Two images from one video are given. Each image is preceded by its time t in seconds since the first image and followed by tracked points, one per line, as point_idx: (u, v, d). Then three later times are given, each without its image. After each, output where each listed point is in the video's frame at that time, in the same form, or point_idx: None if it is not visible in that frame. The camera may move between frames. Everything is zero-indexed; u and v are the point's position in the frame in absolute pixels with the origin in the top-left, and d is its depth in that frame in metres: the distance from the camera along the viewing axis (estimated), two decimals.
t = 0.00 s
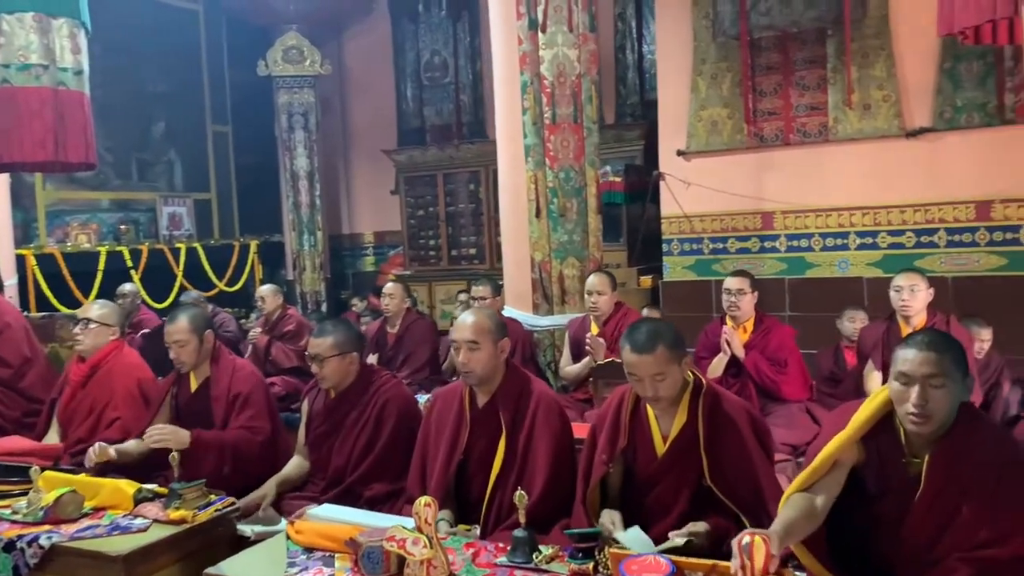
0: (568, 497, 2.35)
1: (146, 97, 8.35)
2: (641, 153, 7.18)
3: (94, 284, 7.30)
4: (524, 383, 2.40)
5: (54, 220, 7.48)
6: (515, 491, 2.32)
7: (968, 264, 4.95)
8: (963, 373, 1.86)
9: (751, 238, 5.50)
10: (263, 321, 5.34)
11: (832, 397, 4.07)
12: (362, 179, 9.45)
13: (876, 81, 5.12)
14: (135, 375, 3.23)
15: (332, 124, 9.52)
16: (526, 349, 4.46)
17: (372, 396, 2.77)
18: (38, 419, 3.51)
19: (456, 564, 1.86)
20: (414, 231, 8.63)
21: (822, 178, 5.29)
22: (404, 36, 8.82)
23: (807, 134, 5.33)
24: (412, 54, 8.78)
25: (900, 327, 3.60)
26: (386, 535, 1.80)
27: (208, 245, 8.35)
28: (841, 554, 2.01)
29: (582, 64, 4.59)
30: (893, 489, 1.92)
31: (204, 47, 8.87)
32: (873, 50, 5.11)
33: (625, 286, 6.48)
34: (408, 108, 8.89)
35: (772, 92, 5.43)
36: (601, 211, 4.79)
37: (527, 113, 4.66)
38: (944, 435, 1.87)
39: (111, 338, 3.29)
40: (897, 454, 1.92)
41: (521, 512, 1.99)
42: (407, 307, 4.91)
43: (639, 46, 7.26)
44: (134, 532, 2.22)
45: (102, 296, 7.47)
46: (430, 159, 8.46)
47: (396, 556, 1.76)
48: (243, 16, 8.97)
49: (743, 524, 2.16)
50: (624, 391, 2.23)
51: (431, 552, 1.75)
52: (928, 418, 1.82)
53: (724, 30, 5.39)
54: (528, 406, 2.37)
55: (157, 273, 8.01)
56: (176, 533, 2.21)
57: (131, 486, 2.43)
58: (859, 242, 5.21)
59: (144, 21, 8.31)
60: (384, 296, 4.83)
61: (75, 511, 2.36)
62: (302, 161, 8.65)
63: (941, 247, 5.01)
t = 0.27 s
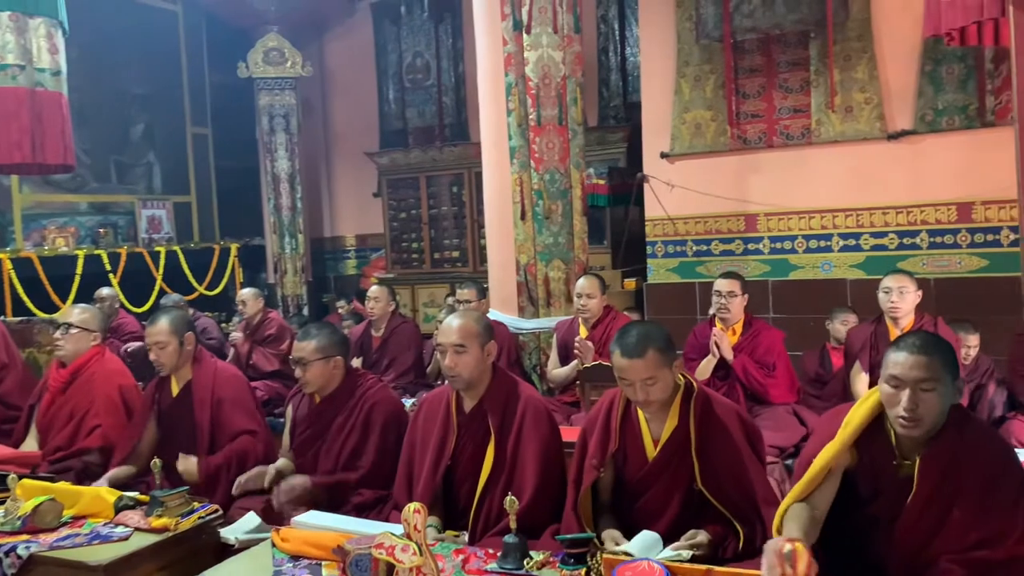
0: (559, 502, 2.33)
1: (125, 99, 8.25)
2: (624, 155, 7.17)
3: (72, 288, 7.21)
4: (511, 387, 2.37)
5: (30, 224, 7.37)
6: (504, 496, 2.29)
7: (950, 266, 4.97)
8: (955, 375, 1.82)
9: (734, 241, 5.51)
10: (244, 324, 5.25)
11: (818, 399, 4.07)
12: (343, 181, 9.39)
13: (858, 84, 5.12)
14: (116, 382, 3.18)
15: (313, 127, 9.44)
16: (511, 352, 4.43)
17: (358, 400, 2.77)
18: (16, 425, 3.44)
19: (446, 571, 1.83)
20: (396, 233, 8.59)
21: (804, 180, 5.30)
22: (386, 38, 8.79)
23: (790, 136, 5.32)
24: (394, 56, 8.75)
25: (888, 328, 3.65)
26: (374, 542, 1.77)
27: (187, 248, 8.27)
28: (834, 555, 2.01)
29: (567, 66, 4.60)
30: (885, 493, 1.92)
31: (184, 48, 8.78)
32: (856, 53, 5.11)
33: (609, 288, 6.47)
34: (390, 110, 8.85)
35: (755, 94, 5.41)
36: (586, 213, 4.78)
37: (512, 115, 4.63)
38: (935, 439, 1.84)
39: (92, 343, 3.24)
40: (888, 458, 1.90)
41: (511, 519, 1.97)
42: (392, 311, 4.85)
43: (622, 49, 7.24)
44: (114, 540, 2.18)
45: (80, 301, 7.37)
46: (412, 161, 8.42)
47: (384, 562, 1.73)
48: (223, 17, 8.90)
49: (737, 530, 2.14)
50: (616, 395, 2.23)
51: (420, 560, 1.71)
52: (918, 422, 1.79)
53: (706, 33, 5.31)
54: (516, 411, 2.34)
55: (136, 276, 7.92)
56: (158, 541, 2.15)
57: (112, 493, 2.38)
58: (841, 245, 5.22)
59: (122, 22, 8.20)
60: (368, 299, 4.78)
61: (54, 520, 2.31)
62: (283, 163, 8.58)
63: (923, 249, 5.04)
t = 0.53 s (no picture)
0: (552, 505, 2.31)
1: (109, 100, 8.17)
2: (613, 155, 7.14)
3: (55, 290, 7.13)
4: (502, 388, 2.34)
5: (13, 226, 7.27)
6: (496, 499, 2.26)
7: (939, 266, 4.97)
8: (958, 377, 1.80)
9: (723, 241, 5.49)
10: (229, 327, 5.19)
11: (810, 400, 4.05)
12: (330, 182, 9.33)
13: (846, 84, 5.10)
14: (101, 387, 3.14)
15: (300, 127, 9.36)
16: (500, 354, 4.39)
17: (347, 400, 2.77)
18: None
19: None
20: (384, 235, 8.54)
21: (794, 180, 5.28)
22: (373, 39, 8.75)
23: (778, 136, 5.31)
24: (382, 57, 8.71)
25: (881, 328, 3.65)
26: (364, 549, 1.73)
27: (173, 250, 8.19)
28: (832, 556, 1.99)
29: (556, 65, 4.57)
30: (883, 493, 1.89)
31: (169, 48, 8.70)
32: (844, 53, 5.10)
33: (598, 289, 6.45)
34: (378, 111, 8.80)
35: (744, 94, 5.40)
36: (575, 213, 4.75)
37: (501, 114, 4.60)
38: (933, 439, 1.82)
39: (76, 347, 3.21)
40: (885, 457, 1.89)
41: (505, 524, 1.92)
42: (379, 312, 4.81)
43: (610, 49, 7.22)
44: (98, 548, 2.13)
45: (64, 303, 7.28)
46: (400, 162, 8.37)
47: (373, 570, 1.69)
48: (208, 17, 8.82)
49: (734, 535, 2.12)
50: (610, 397, 2.21)
51: (411, 567, 1.67)
52: (918, 423, 1.78)
53: (695, 33, 5.30)
54: (506, 412, 2.31)
55: (120, 279, 7.84)
56: (143, 547, 2.11)
57: (95, 499, 2.34)
58: (831, 245, 5.21)
59: (106, 21, 8.12)
60: (355, 301, 4.73)
61: (36, 527, 2.26)
62: (269, 164, 8.51)
63: (912, 249, 5.03)
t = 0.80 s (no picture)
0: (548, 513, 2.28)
1: (98, 99, 8.09)
2: (606, 155, 7.10)
3: (43, 291, 7.04)
4: (495, 392, 2.30)
5: None
6: (490, 506, 2.21)
7: (933, 266, 4.94)
8: (966, 380, 1.78)
9: (718, 242, 5.46)
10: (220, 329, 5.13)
11: (807, 403, 4.00)
12: (321, 183, 9.26)
13: (841, 84, 5.06)
14: (85, 391, 3.07)
15: (292, 127, 9.27)
16: (493, 356, 4.33)
17: (337, 401, 2.75)
18: None
19: None
20: (376, 235, 8.48)
21: (788, 181, 5.25)
22: (364, 38, 8.69)
23: (773, 136, 5.28)
24: (373, 56, 8.65)
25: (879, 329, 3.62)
26: (354, 560, 1.68)
27: (163, 251, 8.12)
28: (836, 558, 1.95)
29: (549, 64, 4.52)
30: (887, 496, 1.85)
31: (158, 47, 8.62)
32: (838, 53, 5.06)
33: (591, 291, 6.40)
34: (369, 111, 8.74)
35: (739, 94, 5.37)
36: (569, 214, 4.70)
37: (494, 114, 4.55)
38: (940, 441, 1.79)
39: (60, 350, 3.15)
40: (890, 459, 1.85)
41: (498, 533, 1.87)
42: (367, 313, 4.76)
43: (603, 49, 7.18)
44: (81, 557, 2.07)
45: (53, 305, 7.20)
46: (392, 162, 8.32)
47: None
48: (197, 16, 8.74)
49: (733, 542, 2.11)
50: (607, 402, 2.18)
51: None
52: (925, 426, 1.75)
53: (689, 32, 5.31)
54: (500, 416, 2.27)
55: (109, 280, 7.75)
56: (128, 556, 2.05)
57: (78, 507, 2.28)
58: (826, 245, 5.17)
59: (95, 21, 8.04)
60: (342, 302, 4.68)
61: (17, 535, 2.19)
62: (260, 164, 8.44)
63: (907, 249, 5.00)
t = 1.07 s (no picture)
0: (539, 519, 2.23)
1: (89, 96, 8.00)
2: (600, 156, 7.04)
3: (32, 290, 6.96)
4: (488, 395, 2.24)
5: None
6: (481, 514, 2.17)
7: (929, 269, 4.89)
8: (969, 386, 1.81)
9: (713, 243, 5.41)
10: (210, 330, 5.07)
11: (804, 406, 3.96)
12: (314, 182, 9.18)
13: (838, 84, 5.02)
14: (67, 392, 3.01)
15: (284, 126, 9.19)
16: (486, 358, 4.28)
17: (318, 401, 2.71)
18: None
19: None
20: (369, 235, 8.41)
21: (784, 182, 5.20)
22: (358, 36, 8.62)
23: (769, 137, 5.23)
24: (367, 55, 8.58)
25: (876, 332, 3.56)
26: (339, 570, 1.68)
27: (153, 250, 8.03)
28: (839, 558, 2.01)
29: (544, 63, 4.45)
30: (888, 503, 1.92)
31: (150, 44, 8.52)
32: (835, 53, 5.01)
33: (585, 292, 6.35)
34: (363, 110, 8.67)
35: (735, 94, 5.32)
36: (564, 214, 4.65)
37: (488, 112, 4.49)
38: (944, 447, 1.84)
39: (42, 350, 3.10)
40: (890, 465, 1.91)
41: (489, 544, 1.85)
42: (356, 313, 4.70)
43: (598, 49, 7.12)
44: (58, 565, 2.01)
45: (42, 304, 7.11)
46: (385, 161, 8.25)
47: None
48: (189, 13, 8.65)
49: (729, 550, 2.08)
50: (602, 406, 2.13)
51: None
52: (930, 432, 1.78)
53: (685, 32, 5.23)
54: (493, 420, 2.22)
55: (100, 279, 7.67)
56: (106, 564, 1.99)
57: (57, 513, 2.22)
58: (821, 247, 5.12)
59: (85, 17, 7.96)
60: (331, 302, 4.62)
61: None
62: (252, 163, 8.36)
63: (903, 251, 4.95)
